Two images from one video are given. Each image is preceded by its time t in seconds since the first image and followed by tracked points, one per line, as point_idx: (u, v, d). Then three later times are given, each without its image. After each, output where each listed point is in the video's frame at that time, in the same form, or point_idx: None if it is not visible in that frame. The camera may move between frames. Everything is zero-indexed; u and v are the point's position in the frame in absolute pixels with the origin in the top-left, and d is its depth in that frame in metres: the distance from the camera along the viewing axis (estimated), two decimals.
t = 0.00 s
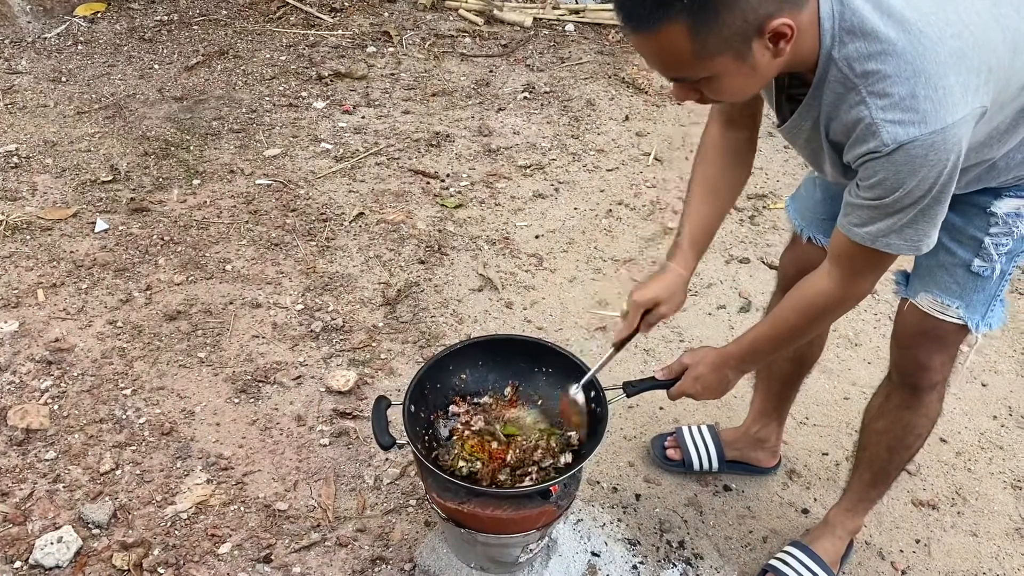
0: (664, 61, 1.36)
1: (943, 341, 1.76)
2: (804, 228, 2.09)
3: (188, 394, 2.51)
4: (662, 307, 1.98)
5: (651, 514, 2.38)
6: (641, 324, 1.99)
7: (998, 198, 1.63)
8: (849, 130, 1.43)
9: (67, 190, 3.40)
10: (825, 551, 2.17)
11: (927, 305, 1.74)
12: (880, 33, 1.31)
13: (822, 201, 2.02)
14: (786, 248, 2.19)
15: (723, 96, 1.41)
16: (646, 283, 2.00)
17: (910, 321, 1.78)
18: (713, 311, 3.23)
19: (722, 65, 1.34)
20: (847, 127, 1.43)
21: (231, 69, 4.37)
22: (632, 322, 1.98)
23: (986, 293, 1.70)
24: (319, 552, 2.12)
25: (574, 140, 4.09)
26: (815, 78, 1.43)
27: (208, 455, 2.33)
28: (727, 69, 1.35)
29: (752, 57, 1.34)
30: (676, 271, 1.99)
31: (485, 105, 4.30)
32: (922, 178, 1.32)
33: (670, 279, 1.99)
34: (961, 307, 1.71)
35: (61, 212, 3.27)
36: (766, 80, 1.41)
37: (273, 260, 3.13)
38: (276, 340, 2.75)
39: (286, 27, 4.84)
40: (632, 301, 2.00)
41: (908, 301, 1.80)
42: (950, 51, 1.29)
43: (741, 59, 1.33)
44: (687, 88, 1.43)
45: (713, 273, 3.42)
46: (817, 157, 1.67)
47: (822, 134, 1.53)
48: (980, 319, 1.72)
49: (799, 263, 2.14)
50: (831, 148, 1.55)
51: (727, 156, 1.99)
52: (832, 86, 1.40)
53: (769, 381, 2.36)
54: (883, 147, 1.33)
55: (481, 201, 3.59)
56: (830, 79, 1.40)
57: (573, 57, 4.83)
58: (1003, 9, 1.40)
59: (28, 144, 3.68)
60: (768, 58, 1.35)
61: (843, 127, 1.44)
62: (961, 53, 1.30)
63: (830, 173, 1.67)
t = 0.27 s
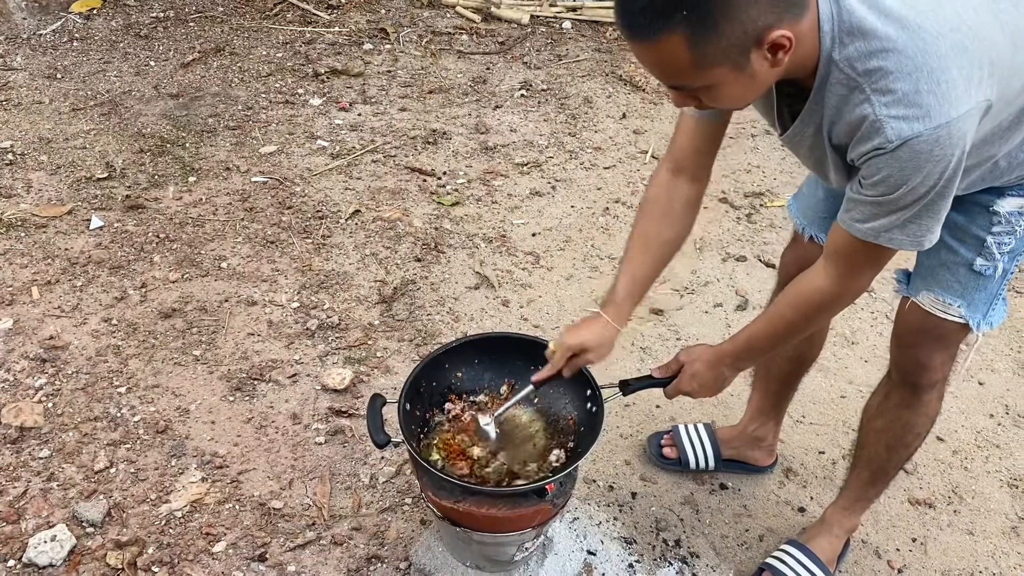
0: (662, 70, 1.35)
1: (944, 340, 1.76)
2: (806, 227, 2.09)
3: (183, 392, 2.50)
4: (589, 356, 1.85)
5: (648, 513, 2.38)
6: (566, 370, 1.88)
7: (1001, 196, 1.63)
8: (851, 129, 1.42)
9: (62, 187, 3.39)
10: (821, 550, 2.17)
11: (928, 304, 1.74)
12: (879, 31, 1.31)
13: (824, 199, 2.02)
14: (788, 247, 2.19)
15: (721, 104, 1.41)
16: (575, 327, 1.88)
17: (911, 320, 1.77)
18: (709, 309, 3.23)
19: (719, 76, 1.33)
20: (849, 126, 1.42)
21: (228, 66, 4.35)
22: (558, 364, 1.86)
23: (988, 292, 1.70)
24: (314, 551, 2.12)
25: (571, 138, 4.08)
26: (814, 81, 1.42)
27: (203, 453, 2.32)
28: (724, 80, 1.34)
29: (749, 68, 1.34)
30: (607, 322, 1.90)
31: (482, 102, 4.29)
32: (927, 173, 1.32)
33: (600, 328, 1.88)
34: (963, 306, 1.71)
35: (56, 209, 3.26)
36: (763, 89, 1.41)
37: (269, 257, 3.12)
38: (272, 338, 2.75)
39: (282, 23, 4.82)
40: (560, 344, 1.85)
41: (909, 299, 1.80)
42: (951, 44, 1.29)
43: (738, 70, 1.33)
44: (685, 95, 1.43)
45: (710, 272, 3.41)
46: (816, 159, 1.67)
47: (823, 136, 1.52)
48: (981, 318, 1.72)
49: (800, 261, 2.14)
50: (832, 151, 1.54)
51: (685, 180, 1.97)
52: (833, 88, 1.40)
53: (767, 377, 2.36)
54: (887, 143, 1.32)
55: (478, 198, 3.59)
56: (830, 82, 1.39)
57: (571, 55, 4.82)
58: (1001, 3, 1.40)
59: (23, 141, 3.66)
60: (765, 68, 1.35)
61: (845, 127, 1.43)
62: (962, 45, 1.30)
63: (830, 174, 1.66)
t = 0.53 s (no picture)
0: (668, 72, 1.35)
1: (941, 342, 1.76)
2: (802, 227, 2.08)
3: (180, 391, 2.50)
4: (614, 276, 2.03)
5: (645, 512, 2.38)
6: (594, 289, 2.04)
7: (998, 199, 1.62)
8: (855, 138, 1.42)
9: (59, 185, 3.38)
10: (818, 550, 2.18)
11: (925, 306, 1.74)
12: (889, 41, 1.31)
13: (820, 200, 2.01)
14: (784, 247, 2.19)
15: (726, 105, 1.41)
16: (600, 247, 2.03)
17: (908, 321, 1.77)
18: (707, 308, 3.23)
19: (726, 80, 1.33)
20: (853, 136, 1.42)
21: (225, 63, 4.34)
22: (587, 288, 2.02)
23: (985, 294, 1.70)
24: (311, 550, 2.11)
25: (569, 136, 4.07)
26: (819, 85, 1.42)
27: (200, 452, 2.32)
28: (730, 84, 1.34)
29: (755, 73, 1.33)
30: (629, 237, 2.02)
31: (480, 100, 4.28)
32: (929, 189, 1.32)
33: (624, 247, 2.02)
34: (960, 308, 1.71)
35: (53, 207, 3.25)
36: (768, 91, 1.41)
37: (266, 255, 3.11)
38: (269, 337, 2.74)
39: (280, 21, 4.81)
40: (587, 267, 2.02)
41: (906, 301, 1.80)
42: (960, 60, 1.29)
43: (745, 75, 1.33)
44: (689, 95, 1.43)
45: (708, 270, 3.41)
46: (817, 164, 1.67)
47: (825, 141, 1.52)
48: (978, 320, 1.72)
49: (796, 261, 2.13)
50: (834, 156, 1.54)
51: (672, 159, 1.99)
52: (839, 95, 1.40)
53: (765, 380, 2.36)
54: (891, 158, 1.32)
55: (476, 197, 3.58)
56: (836, 87, 1.39)
57: (569, 53, 4.82)
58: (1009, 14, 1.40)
59: (19, 138, 3.65)
60: (772, 72, 1.34)
61: (849, 136, 1.43)
62: (971, 61, 1.30)
63: (831, 178, 1.66)
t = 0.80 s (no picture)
0: (668, 72, 1.34)
1: (943, 341, 1.76)
2: (804, 226, 2.08)
3: (179, 388, 2.49)
4: (568, 324, 1.95)
5: (645, 510, 2.38)
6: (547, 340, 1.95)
7: (1002, 197, 1.62)
8: (858, 133, 1.41)
9: (57, 182, 3.37)
10: (818, 547, 2.17)
11: (928, 305, 1.73)
12: (891, 36, 1.31)
13: (824, 198, 2.01)
14: (785, 246, 2.18)
15: (727, 105, 1.41)
16: (554, 296, 1.95)
17: (910, 320, 1.77)
18: (707, 306, 3.22)
19: (727, 79, 1.33)
20: (857, 130, 1.41)
21: (224, 60, 4.33)
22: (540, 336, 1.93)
23: (988, 294, 1.70)
24: (310, 547, 2.11)
25: (568, 133, 4.07)
26: (821, 81, 1.41)
27: (199, 449, 2.31)
28: (731, 84, 1.33)
29: (757, 72, 1.33)
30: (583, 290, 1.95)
31: (480, 97, 4.28)
32: (933, 182, 1.31)
33: (578, 298, 1.94)
34: (964, 307, 1.70)
35: (51, 204, 3.24)
36: (769, 90, 1.40)
37: (265, 253, 3.10)
38: (268, 334, 2.73)
39: (278, 18, 4.79)
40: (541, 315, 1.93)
41: (908, 300, 1.79)
42: (962, 52, 1.29)
43: (746, 73, 1.32)
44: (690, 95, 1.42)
45: (707, 268, 3.41)
46: (819, 161, 1.66)
47: (828, 137, 1.52)
48: (981, 319, 1.72)
49: (798, 260, 2.13)
50: (836, 152, 1.53)
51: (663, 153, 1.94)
52: (841, 90, 1.39)
53: (765, 377, 2.36)
54: (895, 151, 1.32)
55: (476, 194, 3.58)
56: (839, 83, 1.39)
57: (568, 51, 4.80)
58: (1011, 8, 1.40)
59: (17, 135, 3.64)
60: (773, 71, 1.34)
61: (852, 130, 1.43)
62: (973, 53, 1.30)
63: (834, 175, 1.65)
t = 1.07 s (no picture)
0: (681, 73, 1.35)
1: (942, 342, 1.76)
2: (803, 227, 2.08)
3: (180, 387, 2.50)
4: (587, 320, 1.95)
5: (645, 509, 2.38)
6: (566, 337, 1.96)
7: (1003, 199, 1.63)
8: (866, 138, 1.42)
9: (57, 181, 3.37)
10: (818, 547, 2.18)
11: (928, 307, 1.74)
12: (902, 41, 1.32)
13: (822, 200, 2.02)
14: (783, 247, 2.18)
15: (740, 108, 1.41)
16: (574, 292, 1.96)
17: (910, 321, 1.77)
18: (707, 306, 3.23)
19: (740, 82, 1.33)
20: (865, 135, 1.42)
21: (224, 59, 4.33)
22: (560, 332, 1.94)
23: (988, 295, 1.71)
24: (311, 546, 2.11)
25: (568, 133, 4.07)
26: (832, 85, 1.42)
27: (200, 449, 2.32)
28: (744, 86, 1.33)
29: (770, 74, 1.33)
30: (602, 287, 1.95)
31: (479, 97, 4.28)
32: (941, 190, 1.32)
33: (597, 294, 1.95)
34: (963, 309, 1.71)
35: (51, 203, 3.24)
36: (782, 93, 1.40)
37: (265, 252, 3.10)
38: (269, 333, 2.74)
39: (278, 17, 4.79)
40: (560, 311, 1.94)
41: (908, 302, 1.80)
42: (972, 60, 1.29)
43: (760, 76, 1.32)
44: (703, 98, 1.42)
45: (707, 268, 3.42)
46: (826, 164, 1.66)
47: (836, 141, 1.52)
48: (980, 321, 1.73)
49: (796, 261, 2.13)
50: (843, 155, 1.54)
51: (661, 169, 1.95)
52: (851, 95, 1.40)
53: (766, 379, 2.36)
54: (904, 158, 1.32)
55: (476, 193, 3.58)
56: (848, 87, 1.39)
57: (568, 50, 4.81)
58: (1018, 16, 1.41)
59: (17, 134, 3.64)
60: (787, 73, 1.34)
61: (860, 135, 1.43)
62: (983, 62, 1.30)
63: (840, 178, 1.66)
